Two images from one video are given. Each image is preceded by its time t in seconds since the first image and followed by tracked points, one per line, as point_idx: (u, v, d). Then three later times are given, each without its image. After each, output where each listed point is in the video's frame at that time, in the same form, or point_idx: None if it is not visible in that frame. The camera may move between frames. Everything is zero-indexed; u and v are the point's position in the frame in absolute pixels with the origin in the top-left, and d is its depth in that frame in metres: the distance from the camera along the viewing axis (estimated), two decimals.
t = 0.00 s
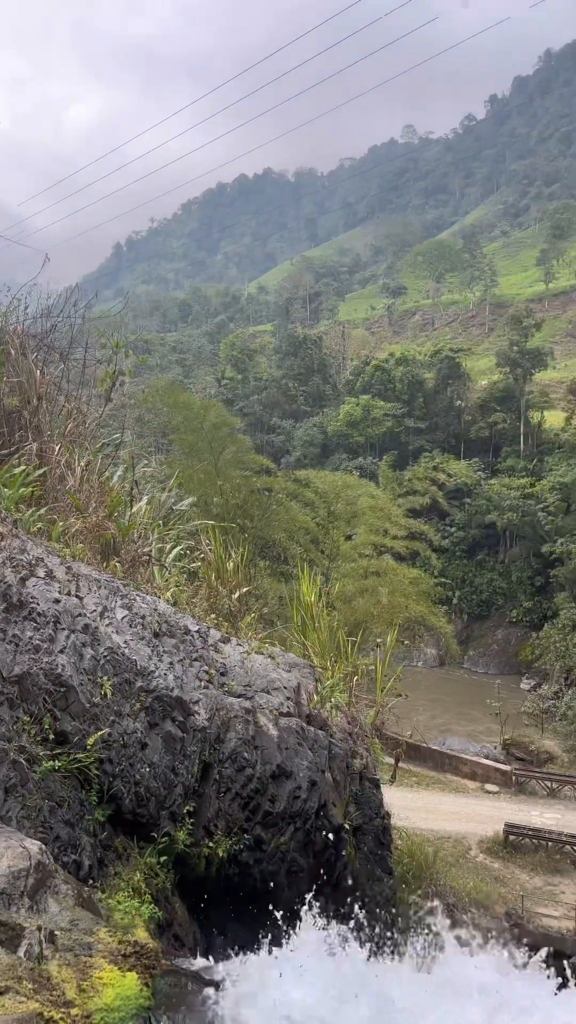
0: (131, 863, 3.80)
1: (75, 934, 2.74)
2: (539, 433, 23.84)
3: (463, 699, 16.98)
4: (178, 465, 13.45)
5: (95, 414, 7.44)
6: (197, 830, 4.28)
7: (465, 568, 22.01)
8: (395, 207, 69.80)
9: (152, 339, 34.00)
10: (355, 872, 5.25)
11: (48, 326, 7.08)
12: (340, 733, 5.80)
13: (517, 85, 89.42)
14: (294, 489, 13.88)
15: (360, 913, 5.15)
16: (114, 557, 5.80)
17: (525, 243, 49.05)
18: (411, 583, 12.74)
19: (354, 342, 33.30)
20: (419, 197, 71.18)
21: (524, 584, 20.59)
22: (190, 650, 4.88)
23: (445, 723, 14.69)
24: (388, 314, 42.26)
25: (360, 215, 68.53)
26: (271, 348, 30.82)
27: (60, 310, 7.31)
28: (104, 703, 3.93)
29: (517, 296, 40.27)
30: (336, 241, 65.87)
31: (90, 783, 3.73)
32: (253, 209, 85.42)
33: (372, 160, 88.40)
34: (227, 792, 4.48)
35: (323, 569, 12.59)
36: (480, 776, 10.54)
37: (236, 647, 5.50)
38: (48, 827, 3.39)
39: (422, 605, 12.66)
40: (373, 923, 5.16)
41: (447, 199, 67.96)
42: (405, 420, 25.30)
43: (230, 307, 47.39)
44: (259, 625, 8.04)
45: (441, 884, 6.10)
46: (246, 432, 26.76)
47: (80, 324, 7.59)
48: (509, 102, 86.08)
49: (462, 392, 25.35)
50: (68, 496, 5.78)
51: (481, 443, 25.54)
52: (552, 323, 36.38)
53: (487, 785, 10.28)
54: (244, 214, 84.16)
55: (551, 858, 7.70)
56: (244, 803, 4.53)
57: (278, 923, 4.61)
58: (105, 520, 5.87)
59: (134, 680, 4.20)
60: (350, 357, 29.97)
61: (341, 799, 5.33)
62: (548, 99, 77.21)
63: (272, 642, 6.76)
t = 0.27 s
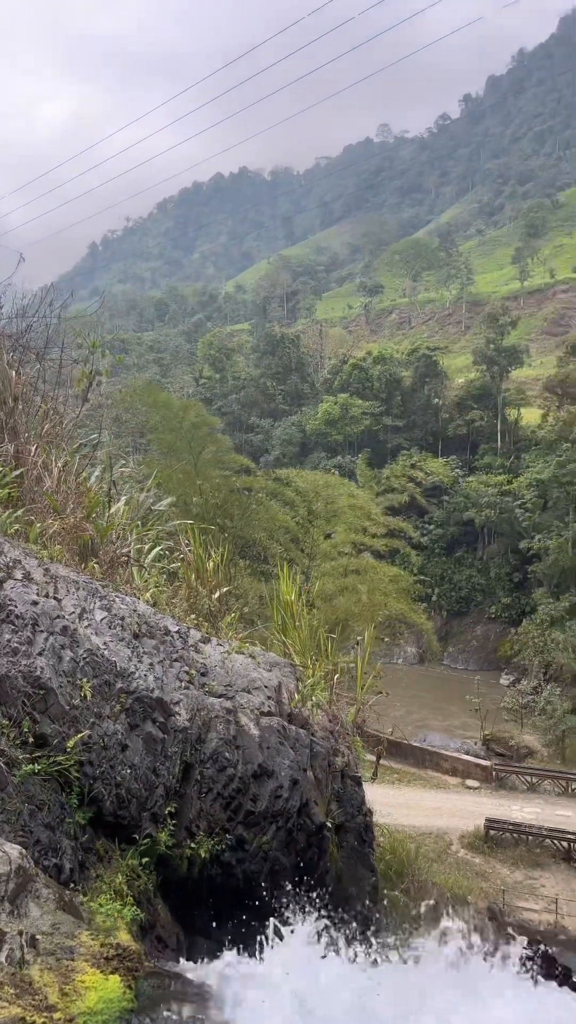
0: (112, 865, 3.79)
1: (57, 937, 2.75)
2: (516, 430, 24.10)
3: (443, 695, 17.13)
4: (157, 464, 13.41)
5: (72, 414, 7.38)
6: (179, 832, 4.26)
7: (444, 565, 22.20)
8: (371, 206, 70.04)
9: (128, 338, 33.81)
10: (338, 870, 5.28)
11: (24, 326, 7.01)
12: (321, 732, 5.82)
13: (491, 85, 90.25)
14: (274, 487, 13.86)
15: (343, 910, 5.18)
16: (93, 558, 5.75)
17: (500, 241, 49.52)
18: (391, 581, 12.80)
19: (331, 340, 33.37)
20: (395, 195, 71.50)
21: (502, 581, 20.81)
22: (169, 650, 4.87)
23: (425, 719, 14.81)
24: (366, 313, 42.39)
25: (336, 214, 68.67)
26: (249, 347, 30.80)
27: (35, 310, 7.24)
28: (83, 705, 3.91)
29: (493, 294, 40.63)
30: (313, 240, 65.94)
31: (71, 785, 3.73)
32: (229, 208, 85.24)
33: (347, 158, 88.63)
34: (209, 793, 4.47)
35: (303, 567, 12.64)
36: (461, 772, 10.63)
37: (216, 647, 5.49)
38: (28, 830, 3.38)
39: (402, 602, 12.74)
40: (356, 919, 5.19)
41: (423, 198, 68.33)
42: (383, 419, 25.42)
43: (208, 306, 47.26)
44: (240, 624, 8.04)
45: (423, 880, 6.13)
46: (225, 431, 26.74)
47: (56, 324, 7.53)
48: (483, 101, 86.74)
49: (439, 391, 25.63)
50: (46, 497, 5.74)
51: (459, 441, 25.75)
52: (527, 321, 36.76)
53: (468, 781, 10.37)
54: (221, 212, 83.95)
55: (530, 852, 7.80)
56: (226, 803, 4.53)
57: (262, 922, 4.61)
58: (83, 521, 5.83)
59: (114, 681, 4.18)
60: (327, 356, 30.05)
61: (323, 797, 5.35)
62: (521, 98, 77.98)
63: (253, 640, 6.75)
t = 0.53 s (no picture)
0: (95, 867, 3.77)
1: (38, 941, 2.74)
2: (494, 427, 24.33)
3: (424, 691, 17.24)
4: (137, 465, 13.36)
5: (49, 414, 7.30)
6: (162, 833, 4.24)
7: (425, 563, 22.34)
8: (349, 204, 70.21)
9: (106, 337, 33.59)
10: (321, 868, 5.29)
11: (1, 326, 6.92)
12: (303, 730, 5.84)
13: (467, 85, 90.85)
14: (256, 487, 13.84)
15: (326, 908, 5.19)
16: (73, 558, 5.72)
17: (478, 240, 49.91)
18: (373, 579, 12.85)
19: (311, 338, 33.38)
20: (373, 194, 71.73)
21: (483, 577, 20.97)
22: (151, 650, 4.85)
23: (406, 716, 14.90)
24: (344, 312, 42.47)
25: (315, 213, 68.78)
26: (228, 346, 30.75)
27: (12, 310, 7.15)
28: (64, 706, 3.89)
29: (471, 293, 40.93)
30: (292, 238, 65.95)
31: (52, 788, 3.70)
32: (207, 206, 84.97)
33: (325, 157, 88.73)
34: (192, 793, 4.46)
35: (285, 566, 12.66)
36: (443, 768, 10.71)
37: (198, 647, 5.48)
38: (9, 834, 3.35)
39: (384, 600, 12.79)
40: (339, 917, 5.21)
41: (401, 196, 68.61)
42: (363, 417, 25.50)
43: (187, 304, 47.09)
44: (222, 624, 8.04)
45: (406, 876, 6.17)
46: (205, 431, 26.69)
47: (34, 324, 7.45)
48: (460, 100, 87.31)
49: (418, 390, 26.01)
50: (24, 498, 5.69)
51: (438, 439, 25.92)
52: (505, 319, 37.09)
53: (449, 776, 10.45)
54: (199, 211, 83.67)
55: (512, 846, 7.89)
56: (209, 803, 4.53)
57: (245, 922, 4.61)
58: (63, 521, 5.78)
59: (95, 683, 4.16)
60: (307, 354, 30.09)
61: (306, 796, 5.36)
62: (497, 98, 78.62)
63: (234, 640, 6.75)
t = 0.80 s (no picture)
0: (80, 868, 3.74)
1: (23, 944, 2.73)
2: (476, 425, 24.51)
3: (409, 689, 17.32)
4: (120, 464, 13.31)
5: (30, 414, 7.25)
6: (148, 833, 4.23)
7: (408, 561, 22.45)
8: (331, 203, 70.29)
9: (88, 336, 33.38)
10: (308, 867, 5.30)
11: None
12: (288, 728, 5.85)
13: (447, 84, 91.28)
14: (240, 486, 13.80)
15: (313, 907, 5.19)
16: (56, 559, 5.68)
17: (459, 238, 50.19)
18: (358, 577, 12.88)
19: (293, 337, 33.38)
20: (354, 193, 71.84)
21: (466, 575, 21.06)
22: (135, 651, 4.83)
23: (391, 713, 14.98)
24: (327, 311, 42.51)
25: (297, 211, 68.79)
26: (211, 345, 30.68)
27: None
28: (48, 707, 3.88)
29: (452, 291, 41.15)
30: (274, 237, 65.91)
31: (36, 790, 3.68)
32: (189, 204, 84.66)
33: (307, 155, 88.73)
34: (177, 793, 4.45)
35: (269, 565, 12.66)
36: (428, 765, 10.77)
37: (182, 646, 5.48)
38: None
39: (368, 598, 12.83)
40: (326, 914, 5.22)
41: (382, 195, 68.81)
42: (346, 416, 25.55)
43: (168, 303, 46.90)
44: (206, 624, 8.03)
45: (391, 873, 6.21)
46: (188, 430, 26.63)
47: (15, 323, 7.37)
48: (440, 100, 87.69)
49: (400, 389, 25.85)
50: (6, 499, 5.65)
51: (421, 437, 26.04)
52: (486, 317, 37.34)
53: (434, 773, 10.52)
54: (180, 209, 83.33)
55: (497, 842, 7.96)
56: (194, 802, 4.52)
57: (232, 921, 4.60)
58: (45, 522, 5.74)
59: (79, 684, 4.14)
60: (290, 353, 30.10)
61: (292, 794, 5.37)
62: (477, 98, 79.08)
63: (219, 639, 6.74)
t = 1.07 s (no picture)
0: (66, 870, 3.72)
1: (9, 946, 2.72)
2: (461, 423, 24.64)
3: (394, 687, 17.40)
4: (105, 465, 13.26)
5: (13, 413, 7.18)
6: (135, 834, 4.22)
7: (394, 559, 22.54)
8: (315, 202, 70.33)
9: (72, 336, 33.22)
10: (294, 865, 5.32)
11: None
12: (274, 728, 5.87)
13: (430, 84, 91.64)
14: (226, 486, 13.73)
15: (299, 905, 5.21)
16: (40, 559, 5.64)
17: (443, 238, 50.41)
18: (344, 576, 12.89)
19: (278, 335, 33.37)
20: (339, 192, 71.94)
21: (450, 573, 21.09)
22: (120, 651, 4.82)
23: (377, 711, 15.05)
24: (311, 310, 42.54)
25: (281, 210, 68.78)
26: (195, 344, 30.63)
27: None
28: (33, 708, 3.86)
29: (436, 290, 41.33)
30: (259, 236, 65.86)
31: (21, 792, 3.65)
32: (173, 203, 84.41)
33: (291, 154, 88.72)
34: (163, 794, 4.44)
35: (255, 564, 12.65)
36: (414, 762, 10.82)
37: (168, 646, 5.47)
38: None
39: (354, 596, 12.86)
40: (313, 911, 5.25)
41: (366, 194, 68.94)
42: (331, 415, 25.58)
43: (153, 302, 46.77)
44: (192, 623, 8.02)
45: (377, 870, 6.23)
46: (172, 430, 26.60)
47: None
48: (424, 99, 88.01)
49: (385, 387, 26.16)
50: None
51: (406, 436, 26.13)
52: (470, 316, 37.56)
53: (420, 771, 10.57)
54: (164, 208, 83.06)
55: (482, 838, 8.01)
56: (181, 802, 4.51)
57: (219, 921, 4.60)
58: (29, 522, 5.70)
59: (64, 685, 4.12)
60: (275, 352, 30.10)
61: (278, 793, 5.39)
62: (461, 98, 79.46)
63: (204, 639, 6.72)
